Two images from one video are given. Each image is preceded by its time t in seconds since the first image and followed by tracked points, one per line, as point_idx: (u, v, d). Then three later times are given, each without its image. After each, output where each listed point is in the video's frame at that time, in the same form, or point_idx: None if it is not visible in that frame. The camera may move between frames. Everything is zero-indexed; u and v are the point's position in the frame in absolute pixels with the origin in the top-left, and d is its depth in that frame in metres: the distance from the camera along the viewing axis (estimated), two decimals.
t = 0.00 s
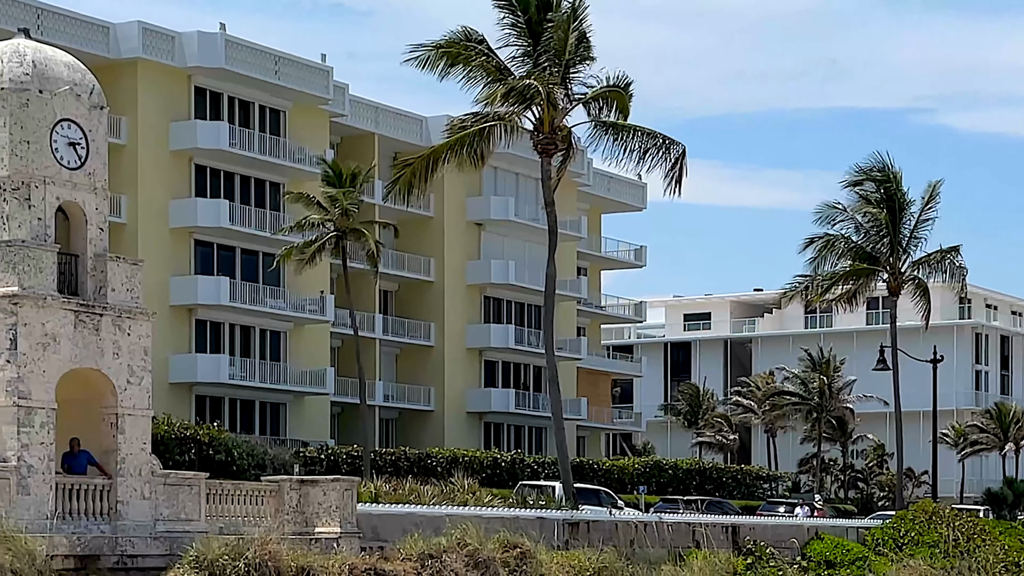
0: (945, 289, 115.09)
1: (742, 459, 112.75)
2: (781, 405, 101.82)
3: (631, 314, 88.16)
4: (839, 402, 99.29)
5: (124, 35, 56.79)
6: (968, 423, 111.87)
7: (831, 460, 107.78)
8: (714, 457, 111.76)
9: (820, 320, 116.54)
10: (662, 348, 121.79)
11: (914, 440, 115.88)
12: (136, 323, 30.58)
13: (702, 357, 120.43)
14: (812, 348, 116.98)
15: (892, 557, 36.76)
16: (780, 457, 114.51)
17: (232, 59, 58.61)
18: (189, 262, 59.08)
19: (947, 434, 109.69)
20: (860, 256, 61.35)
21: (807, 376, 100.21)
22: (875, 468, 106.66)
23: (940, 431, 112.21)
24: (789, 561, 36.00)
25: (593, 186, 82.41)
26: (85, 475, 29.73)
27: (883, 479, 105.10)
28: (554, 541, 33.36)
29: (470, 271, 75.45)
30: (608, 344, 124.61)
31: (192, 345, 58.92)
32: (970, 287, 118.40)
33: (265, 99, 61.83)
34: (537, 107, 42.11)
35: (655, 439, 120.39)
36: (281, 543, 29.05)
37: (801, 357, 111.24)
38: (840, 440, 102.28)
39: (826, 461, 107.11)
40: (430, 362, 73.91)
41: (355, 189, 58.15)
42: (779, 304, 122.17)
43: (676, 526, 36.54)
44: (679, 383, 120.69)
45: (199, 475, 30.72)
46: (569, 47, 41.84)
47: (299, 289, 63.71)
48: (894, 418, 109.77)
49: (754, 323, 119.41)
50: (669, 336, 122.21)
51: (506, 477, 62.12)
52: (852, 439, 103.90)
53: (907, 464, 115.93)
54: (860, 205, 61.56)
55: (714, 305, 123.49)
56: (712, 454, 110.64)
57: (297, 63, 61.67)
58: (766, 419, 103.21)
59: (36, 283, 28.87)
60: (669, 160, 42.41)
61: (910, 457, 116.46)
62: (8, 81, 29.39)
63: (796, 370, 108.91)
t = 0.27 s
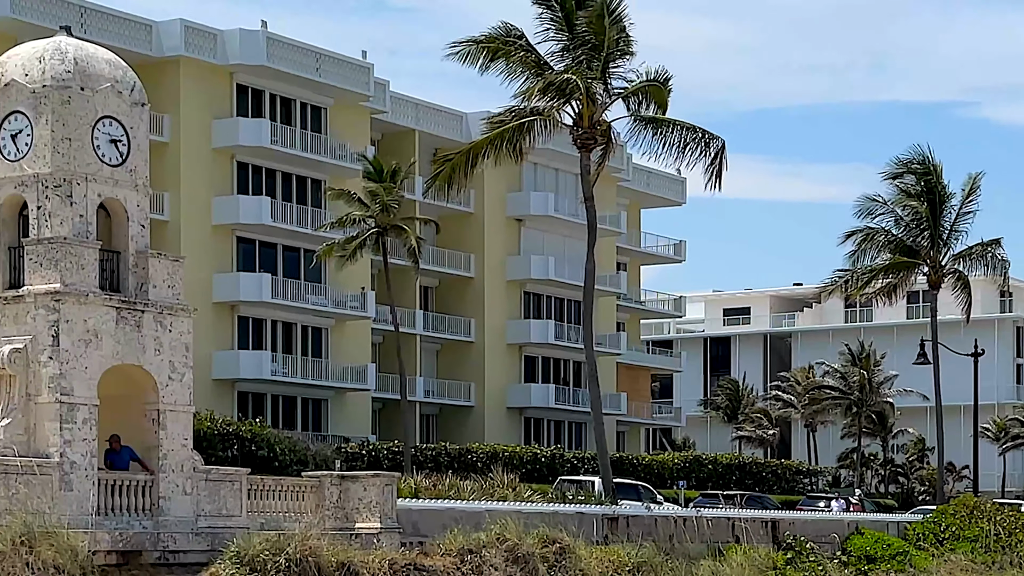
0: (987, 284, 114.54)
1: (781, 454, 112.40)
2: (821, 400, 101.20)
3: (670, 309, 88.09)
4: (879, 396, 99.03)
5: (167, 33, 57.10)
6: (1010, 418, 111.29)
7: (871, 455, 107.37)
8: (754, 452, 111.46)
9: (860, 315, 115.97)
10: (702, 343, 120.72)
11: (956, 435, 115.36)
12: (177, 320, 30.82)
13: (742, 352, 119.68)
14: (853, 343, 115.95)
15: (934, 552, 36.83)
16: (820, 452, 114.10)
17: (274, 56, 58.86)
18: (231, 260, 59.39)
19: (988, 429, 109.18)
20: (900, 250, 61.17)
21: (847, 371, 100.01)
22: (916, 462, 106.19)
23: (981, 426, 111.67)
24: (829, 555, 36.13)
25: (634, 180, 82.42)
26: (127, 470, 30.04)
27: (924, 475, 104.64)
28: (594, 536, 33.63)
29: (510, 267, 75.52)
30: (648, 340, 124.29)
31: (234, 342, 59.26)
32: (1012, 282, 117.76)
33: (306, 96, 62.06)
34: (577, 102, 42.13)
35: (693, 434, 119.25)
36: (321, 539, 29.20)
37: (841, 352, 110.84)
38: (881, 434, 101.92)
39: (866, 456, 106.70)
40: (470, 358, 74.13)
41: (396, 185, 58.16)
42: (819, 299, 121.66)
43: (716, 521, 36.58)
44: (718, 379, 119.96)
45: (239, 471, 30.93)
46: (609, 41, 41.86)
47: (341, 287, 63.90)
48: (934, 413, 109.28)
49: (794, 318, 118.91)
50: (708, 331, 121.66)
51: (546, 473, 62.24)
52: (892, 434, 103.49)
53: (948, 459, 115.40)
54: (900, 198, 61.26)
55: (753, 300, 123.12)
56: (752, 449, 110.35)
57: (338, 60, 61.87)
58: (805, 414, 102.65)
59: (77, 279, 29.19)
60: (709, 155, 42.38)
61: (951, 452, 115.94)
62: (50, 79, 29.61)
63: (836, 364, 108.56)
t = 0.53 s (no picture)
0: None
1: (833, 450, 111.88)
2: (872, 395, 100.94)
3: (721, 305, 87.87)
4: (932, 392, 98.56)
5: (220, 32, 57.48)
6: None
7: (924, 451, 106.75)
8: (806, 448, 110.98)
9: (912, 310, 114.94)
10: (754, 338, 120.96)
11: (1010, 431, 114.53)
12: (228, 318, 31.02)
13: (795, 346, 119.60)
14: (904, 339, 114.82)
15: (986, 548, 36.60)
16: (872, 448, 113.49)
17: (326, 55, 59.10)
18: (283, 258, 59.65)
19: None
20: (951, 244, 60.83)
21: (898, 367, 99.88)
22: (969, 459, 105.44)
23: None
24: (881, 553, 35.94)
25: (685, 176, 82.33)
26: (178, 469, 30.29)
27: (977, 471, 103.91)
28: (643, 533, 33.77)
29: (561, 264, 75.62)
30: (700, 336, 124.17)
31: (287, 340, 59.54)
32: None
33: (358, 94, 62.26)
34: (626, 98, 42.11)
35: (745, 430, 118.71)
36: (371, 536, 29.31)
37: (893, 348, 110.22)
38: (933, 430, 101.44)
39: (918, 453, 106.07)
40: (522, 355, 74.18)
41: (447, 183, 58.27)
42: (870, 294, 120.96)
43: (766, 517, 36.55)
44: (770, 374, 119.55)
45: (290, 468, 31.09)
46: (658, 36, 41.85)
47: (392, 285, 64.02)
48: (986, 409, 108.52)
49: (846, 314, 117.58)
50: (759, 328, 121.11)
51: (596, 470, 62.17)
52: (945, 431, 102.84)
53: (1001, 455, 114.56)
54: (951, 192, 61.06)
55: (804, 296, 122.59)
56: (804, 445, 109.88)
57: (390, 58, 62.02)
58: (856, 409, 101.99)
59: (129, 278, 29.42)
60: (759, 150, 42.32)
61: (1004, 448, 115.09)
62: (101, 78, 29.91)
63: (888, 360, 108.01)
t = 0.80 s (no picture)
0: None
1: (896, 448, 111.06)
2: (935, 393, 99.60)
3: (783, 304, 87.51)
4: (995, 390, 97.82)
5: (283, 35, 57.89)
6: None
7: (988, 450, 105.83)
8: (868, 447, 110.27)
9: (975, 308, 113.13)
10: (814, 337, 119.38)
11: None
12: (288, 319, 31.23)
13: (856, 344, 117.65)
14: (967, 337, 112.76)
15: None
16: (935, 447, 112.61)
17: (388, 57, 59.29)
18: (346, 259, 59.95)
19: None
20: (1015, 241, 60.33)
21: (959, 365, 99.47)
22: None
23: None
24: (942, 553, 35.85)
25: (745, 175, 82.12)
26: (239, 469, 30.51)
27: None
28: (702, 532, 33.81)
29: (622, 263, 75.58)
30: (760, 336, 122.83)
31: (349, 340, 59.87)
32: None
33: (420, 96, 62.44)
34: (685, 96, 42.08)
35: (807, 430, 116.99)
36: (430, 537, 29.47)
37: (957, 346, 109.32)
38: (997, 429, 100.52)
39: (981, 451, 105.11)
40: (582, 355, 74.25)
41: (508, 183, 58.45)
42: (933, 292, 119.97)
43: (826, 517, 36.68)
44: (831, 373, 118.29)
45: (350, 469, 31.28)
46: (718, 33, 41.86)
47: (453, 284, 64.18)
48: None
49: (908, 310, 117.17)
50: (821, 326, 119.94)
51: (657, 468, 62.07)
52: (1009, 429, 101.89)
53: None
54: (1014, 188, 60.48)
55: (865, 294, 121.82)
56: (866, 444, 109.18)
57: (452, 59, 62.10)
58: (919, 408, 101.21)
59: (190, 279, 29.70)
60: (819, 147, 42.29)
61: None
62: (162, 80, 30.20)
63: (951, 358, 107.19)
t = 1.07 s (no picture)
0: None
1: (967, 447, 110.13)
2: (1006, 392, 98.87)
3: (853, 302, 87.09)
4: None
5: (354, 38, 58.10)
6: None
7: None
8: (938, 446, 109.45)
9: None
10: (884, 336, 118.54)
11: None
12: (358, 320, 31.45)
13: (926, 343, 116.52)
14: None
15: None
16: (1007, 446, 111.59)
17: (458, 59, 59.48)
18: (417, 260, 60.19)
19: None
20: None
21: None
22: None
23: None
24: (1013, 553, 35.67)
25: (815, 173, 81.77)
26: (308, 470, 30.73)
27: None
28: (772, 533, 33.83)
29: (691, 262, 75.20)
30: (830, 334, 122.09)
31: (420, 341, 60.11)
32: None
33: (490, 97, 62.59)
34: (754, 94, 41.90)
35: (878, 429, 116.36)
36: (497, 537, 29.77)
37: None
38: None
39: None
40: (651, 355, 74.22)
41: (577, 184, 58.80)
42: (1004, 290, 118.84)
43: (897, 517, 36.87)
44: (902, 371, 117.31)
45: (420, 470, 31.43)
46: (786, 31, 41.75)
47: (522, 284, 64.37)
48: None
49: (979, 308, 115.92)
50: (891, 324, 119.02)
51: (726, 468, 61.89)
52: None
53: None
54: None
55: (936, 292, 120.82)
56: (937, 443, 108.35)
57: (522, 60, 62.20)
58: (991, 407, 100.35)
59: (261, 281, 30.01)
60: (888, 145, 41.95)
61: None
62: (233, 83, 30.51)
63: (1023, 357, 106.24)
